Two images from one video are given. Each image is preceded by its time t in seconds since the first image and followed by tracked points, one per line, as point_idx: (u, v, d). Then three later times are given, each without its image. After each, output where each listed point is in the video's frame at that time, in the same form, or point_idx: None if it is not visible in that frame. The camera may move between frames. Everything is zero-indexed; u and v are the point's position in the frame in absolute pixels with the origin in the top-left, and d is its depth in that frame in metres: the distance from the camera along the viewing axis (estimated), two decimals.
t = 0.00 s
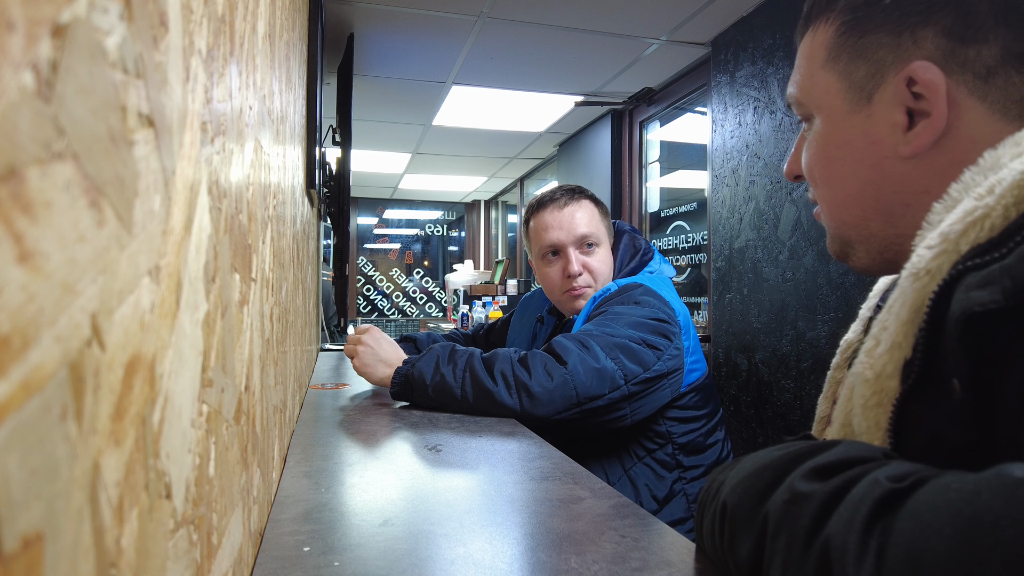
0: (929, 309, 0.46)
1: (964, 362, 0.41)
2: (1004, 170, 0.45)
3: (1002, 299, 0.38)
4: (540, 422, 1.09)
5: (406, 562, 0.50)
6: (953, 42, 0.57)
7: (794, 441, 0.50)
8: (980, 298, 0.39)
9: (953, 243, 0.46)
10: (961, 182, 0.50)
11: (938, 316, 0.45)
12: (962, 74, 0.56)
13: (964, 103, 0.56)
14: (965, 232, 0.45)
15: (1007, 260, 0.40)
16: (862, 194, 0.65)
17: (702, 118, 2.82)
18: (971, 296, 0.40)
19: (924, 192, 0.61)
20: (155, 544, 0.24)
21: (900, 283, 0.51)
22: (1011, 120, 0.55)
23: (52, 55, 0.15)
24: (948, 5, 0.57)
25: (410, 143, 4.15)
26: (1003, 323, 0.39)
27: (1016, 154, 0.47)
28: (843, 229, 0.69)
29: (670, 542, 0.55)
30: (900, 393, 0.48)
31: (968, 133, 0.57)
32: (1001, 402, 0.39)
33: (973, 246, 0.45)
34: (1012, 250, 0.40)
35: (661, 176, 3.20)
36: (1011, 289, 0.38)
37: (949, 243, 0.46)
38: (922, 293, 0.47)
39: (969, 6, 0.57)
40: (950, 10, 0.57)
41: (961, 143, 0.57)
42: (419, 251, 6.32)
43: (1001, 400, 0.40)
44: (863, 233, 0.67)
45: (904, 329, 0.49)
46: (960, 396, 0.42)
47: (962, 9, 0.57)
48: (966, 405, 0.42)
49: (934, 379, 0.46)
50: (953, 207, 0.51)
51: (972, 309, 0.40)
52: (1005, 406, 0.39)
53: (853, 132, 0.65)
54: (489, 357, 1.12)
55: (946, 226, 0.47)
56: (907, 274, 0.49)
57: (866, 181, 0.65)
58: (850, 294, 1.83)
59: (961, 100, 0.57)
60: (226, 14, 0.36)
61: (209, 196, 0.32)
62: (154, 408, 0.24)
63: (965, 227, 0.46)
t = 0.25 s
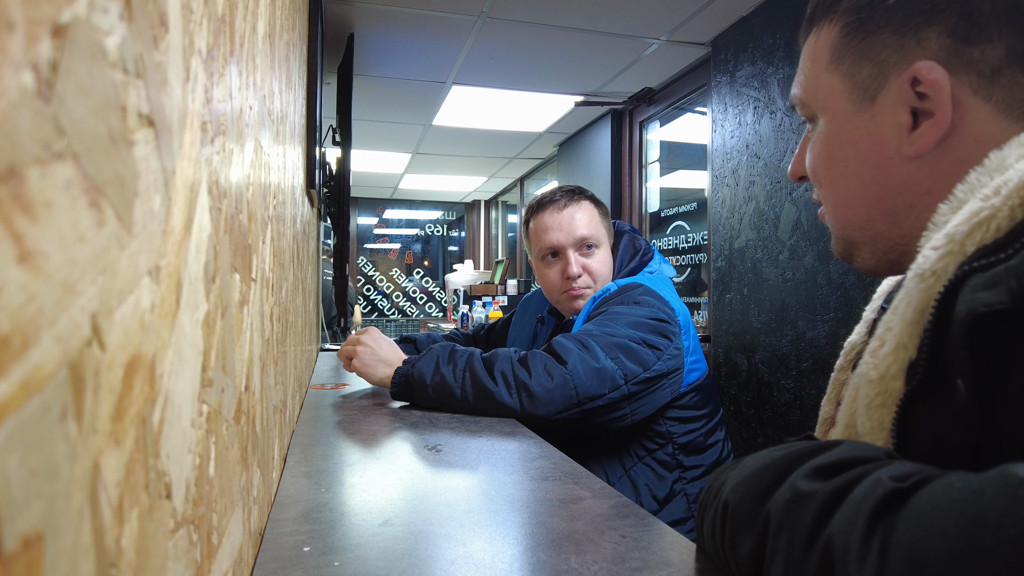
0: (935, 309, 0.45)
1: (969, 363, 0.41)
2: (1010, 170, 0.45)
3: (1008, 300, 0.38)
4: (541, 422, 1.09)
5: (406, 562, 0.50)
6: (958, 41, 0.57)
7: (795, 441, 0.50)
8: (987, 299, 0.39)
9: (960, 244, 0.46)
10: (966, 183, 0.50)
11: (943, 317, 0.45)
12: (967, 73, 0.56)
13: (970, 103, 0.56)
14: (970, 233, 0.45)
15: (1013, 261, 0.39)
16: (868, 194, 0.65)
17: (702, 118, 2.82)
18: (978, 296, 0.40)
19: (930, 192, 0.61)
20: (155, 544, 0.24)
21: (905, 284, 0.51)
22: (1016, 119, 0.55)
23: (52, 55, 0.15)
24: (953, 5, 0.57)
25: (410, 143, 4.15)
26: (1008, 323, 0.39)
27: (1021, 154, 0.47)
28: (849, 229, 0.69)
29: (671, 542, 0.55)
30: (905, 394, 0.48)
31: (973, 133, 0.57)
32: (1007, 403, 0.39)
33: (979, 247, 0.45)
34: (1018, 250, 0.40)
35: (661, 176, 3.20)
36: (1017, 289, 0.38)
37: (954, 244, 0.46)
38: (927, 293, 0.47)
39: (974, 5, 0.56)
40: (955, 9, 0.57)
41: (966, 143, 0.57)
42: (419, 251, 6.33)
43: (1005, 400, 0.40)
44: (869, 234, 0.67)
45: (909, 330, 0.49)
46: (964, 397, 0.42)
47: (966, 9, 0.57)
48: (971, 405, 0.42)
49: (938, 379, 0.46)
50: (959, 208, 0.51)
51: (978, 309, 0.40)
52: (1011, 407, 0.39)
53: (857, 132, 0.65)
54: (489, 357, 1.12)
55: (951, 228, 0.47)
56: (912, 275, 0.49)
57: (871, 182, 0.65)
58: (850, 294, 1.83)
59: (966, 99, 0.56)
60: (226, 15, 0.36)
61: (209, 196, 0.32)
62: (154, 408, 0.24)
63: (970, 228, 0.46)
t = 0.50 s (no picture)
0: (931, 309, 0.45)
1: (966, 363, 0.41)
2: (1005, 171, 0.45)
3: (1004, 300, 0.38)
4: (540, 421, 1.09)
5: (406, 562, 0.50)
6: (953, 43, 0.57)
7: (795, 441, 0.50)
8: (983, 299, 0.39)
9: (954, 244, 0.46)
10: (961, 183, 0.50)
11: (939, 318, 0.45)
12: (961, 75, 0.56)
13: (965, 105, 0.56)
14: (966, 233, 0.46)
15: (1008, 261, 0.40)
16: (864, 195, 0.65)
17: (702, 117, 2.82)
18: (974, 296, 0.40)
19: (925, 193, 0.61)
20: (155, 544, 0.24)
21: (901, 284, 0.51)
22: (1010, 120, 0.55)
23: (52, 55, 0.15)
24: (949, 7, 0.57)
25: (410, 143, 4.15)
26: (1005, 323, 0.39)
27: (1016, 155, 0.47)
28: (846, 230, 0.69)
29: (671, 542, 0.55)
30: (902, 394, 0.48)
31: (968, 134, 0.57)
32: (1006, 402, 0.39)
33: (974, 247, 0.45)
34: (1012, 251, 0.40)
35: (661, 176, 3.20)
36: (1014, 289, 0.38)
37: (949, 244, 0.46)
38: (923, 294, 0.48)
39: (971, 6, 0.56)
40: (952, 11, 0.57)
41: (962, 144, 0.57)
42: (419, 251, 6.33)
43: (1004, 400, 0.40)
44: (865, 234, 0.67)
45: (906, 330, 0.49)
46: (962, 397, 0.42)
47: (963, 10, 0.57)
48: (969, 406, 0.42)
49: (935, 379, 0.46)
50: (954, 208, 0.51)
51: (975, 309, 0.40)
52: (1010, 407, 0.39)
53: (853, 133, 0.65)
54: (489, 357, 1.12)
55: (946, 228, 0.47)
56: (908, 275, 0.49)
57: (868, 182, 0.65)
58: (850, 294, 1.83)
59: (961, 100, 0.56)
60: (226, 15, 0.36)
61: (209, 196, 0.32)
62: (154, 408, 0.24)
63: (966, 228, 0.46)
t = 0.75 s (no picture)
0: (927, 310, 0.45)
1: (964, 363, 0.41)
2: (1000, 170, 0.45)
3: (1000, 300, 0.38)
4: (539, 421, 1.09)
5: (406, 562, 0.50)
6: (947, 45, 0.56)
7: (794, 441, 0.50)
8: (979, 299, 0.39)
9: (951, 244, 0.46)
10: (957, 183, 0.50)
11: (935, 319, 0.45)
12: (955, 77, 0.56)
13: (960, 105, 0.56)
14: (962, 233, 0.46)
15: (1004, 262, 0.39)
16: (860, 196, 0.66)
17: (702, 117, 2.82)
18: (970, 296, 0.40)
19: (921, 195, 0.61)
20: (154, 545, 0.24)
21: (898, 284, 0.51)
22: (1005, 122, 0.55)
23: (53, 55, 0.15)
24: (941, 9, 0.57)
25: (410, 143, 4.15)
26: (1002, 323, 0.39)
27: (1011, 155, 0.47)
28: (843, 232, 0.69)
29: (671, 542, 0.55)
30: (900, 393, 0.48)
31: (963, 136, 0.57)
32: (1001, 404, 0.39)
33: (970, 246, 0.45)
34: (1008, 251, 0.40)
35: (661, 176, 3.20)
36: (1010, 289, 0.38)
37: (946, 243, 0.47)
38: (920, 293, 0.48)
39: (964, 8, 0.56)
40: (944, 14, 0.57)
41: (956, 146, 0.57)
42: (419, 251, 6.32)
43: (1000, 402, 0.40)
44: (862, 235, 0.67)
45: (903, 329, 0.49)
46: (959, 397, 0.42)
47: (956, 12, 0.56)
48: (966, 406, 0.42)
49: (932, 379, 0.46)
50: (949, 208, 0.51)
51: (971, 309, 0.39)
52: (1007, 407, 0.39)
53: (849, 135, 0.65)
54: (488, 357, 1.12)
55: (943, 228, 0.47)
56: (904, 275, 0.49)
57: (864, 183, 0.65)
58: (850, 294, 1.83)
59: (955, 102, 0.56)
60: (226, 14, 0.36)
61: (209, 196, 0.32)
62: (155, 408, 0.24)
63: (962, 228, 0.46)
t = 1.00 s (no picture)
0: (929, 309, 0.45)
1: (965, 363, 0.41)
2: (1003, 170, 0.45)
3: (1002, 300, 0.38)
4: (540, 422, 1.09)
5: (406, 562, 0.50)
6: (948, 45, 0.57)
7: (795, 440, 0.50)
8: (981, 298, 0.39)
9: (952, 243, 0.46)
10: (959, 183, 0.50)
11: (937, 320, 0.45)
12: (957, 77, 0.56)
13: (960, 106, 0.56)
14: (964, 233, 0.46)
15: (1006, 261, 0.39)
16: (861, 196, 0.66)
17: (702, 118, 2.82)
18: (972, 296, 0.40)
19: (922, 195, 0.61)
20: (155, 544, 0.24)
21: (899, 283, 0.51)
22: (1007, 121, 0.55)
23: (53, 55, 0.15)
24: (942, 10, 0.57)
25: (410, 143, 4.15)
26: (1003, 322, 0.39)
27: (1014, 155, 0.47)
28: (843, 232, 0.69)
29: (671, 542, 0.55)
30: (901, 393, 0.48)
31: (964, 135, 0.57)
32: (1002, 403, 0.39)
33: (972, 246, 0.45)
34: (1011, 250, 0.40)
35: (661, 176, 3.20)
36: (1011, 289, 0.38)
37: (948, 243, 0.47)
38: (921, 293, 0.47)
39: (964, 8, 0.56)
40: (945, 14, 0.57)
41: (958, 145, 0.57)
42: (419, 251, 6.32)
43: (1001, 402, 0.40)
44: (862, 235, 0.67)
45: (904, 329, 0.49)
46: (960, 397, 0.42)
47: (957, 13, 0.56)
48: (967, 405, 0.42)
49: (933, 379, 0.46)
50: (951, 207, 0.51)
51: (973, 309, 0.39)
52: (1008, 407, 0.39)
53: (850, 135, 0.65)
54: (489, 357, 1.12)
55: (944, 228, 0.47)
56: (906, 274, 0.49)
57: (865, 183, 0.65)
58: (850, 294, 1.83)
59: (956, 102, 0.56)
60: (226, 15, 0.36)
61: (209, 196, 0.32)
62: (154, 409, 0.23)
63: (964, 227, 0.46)
